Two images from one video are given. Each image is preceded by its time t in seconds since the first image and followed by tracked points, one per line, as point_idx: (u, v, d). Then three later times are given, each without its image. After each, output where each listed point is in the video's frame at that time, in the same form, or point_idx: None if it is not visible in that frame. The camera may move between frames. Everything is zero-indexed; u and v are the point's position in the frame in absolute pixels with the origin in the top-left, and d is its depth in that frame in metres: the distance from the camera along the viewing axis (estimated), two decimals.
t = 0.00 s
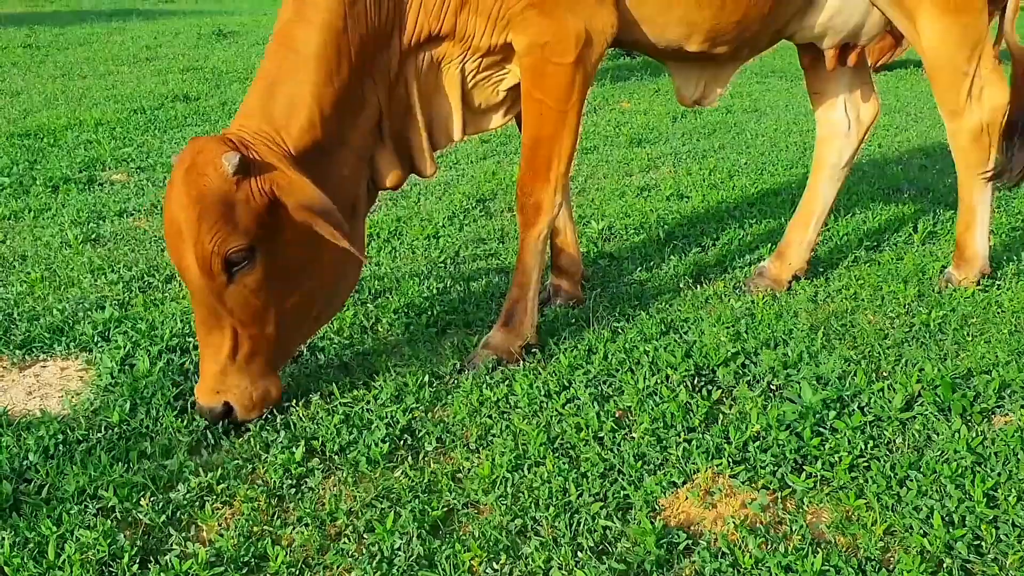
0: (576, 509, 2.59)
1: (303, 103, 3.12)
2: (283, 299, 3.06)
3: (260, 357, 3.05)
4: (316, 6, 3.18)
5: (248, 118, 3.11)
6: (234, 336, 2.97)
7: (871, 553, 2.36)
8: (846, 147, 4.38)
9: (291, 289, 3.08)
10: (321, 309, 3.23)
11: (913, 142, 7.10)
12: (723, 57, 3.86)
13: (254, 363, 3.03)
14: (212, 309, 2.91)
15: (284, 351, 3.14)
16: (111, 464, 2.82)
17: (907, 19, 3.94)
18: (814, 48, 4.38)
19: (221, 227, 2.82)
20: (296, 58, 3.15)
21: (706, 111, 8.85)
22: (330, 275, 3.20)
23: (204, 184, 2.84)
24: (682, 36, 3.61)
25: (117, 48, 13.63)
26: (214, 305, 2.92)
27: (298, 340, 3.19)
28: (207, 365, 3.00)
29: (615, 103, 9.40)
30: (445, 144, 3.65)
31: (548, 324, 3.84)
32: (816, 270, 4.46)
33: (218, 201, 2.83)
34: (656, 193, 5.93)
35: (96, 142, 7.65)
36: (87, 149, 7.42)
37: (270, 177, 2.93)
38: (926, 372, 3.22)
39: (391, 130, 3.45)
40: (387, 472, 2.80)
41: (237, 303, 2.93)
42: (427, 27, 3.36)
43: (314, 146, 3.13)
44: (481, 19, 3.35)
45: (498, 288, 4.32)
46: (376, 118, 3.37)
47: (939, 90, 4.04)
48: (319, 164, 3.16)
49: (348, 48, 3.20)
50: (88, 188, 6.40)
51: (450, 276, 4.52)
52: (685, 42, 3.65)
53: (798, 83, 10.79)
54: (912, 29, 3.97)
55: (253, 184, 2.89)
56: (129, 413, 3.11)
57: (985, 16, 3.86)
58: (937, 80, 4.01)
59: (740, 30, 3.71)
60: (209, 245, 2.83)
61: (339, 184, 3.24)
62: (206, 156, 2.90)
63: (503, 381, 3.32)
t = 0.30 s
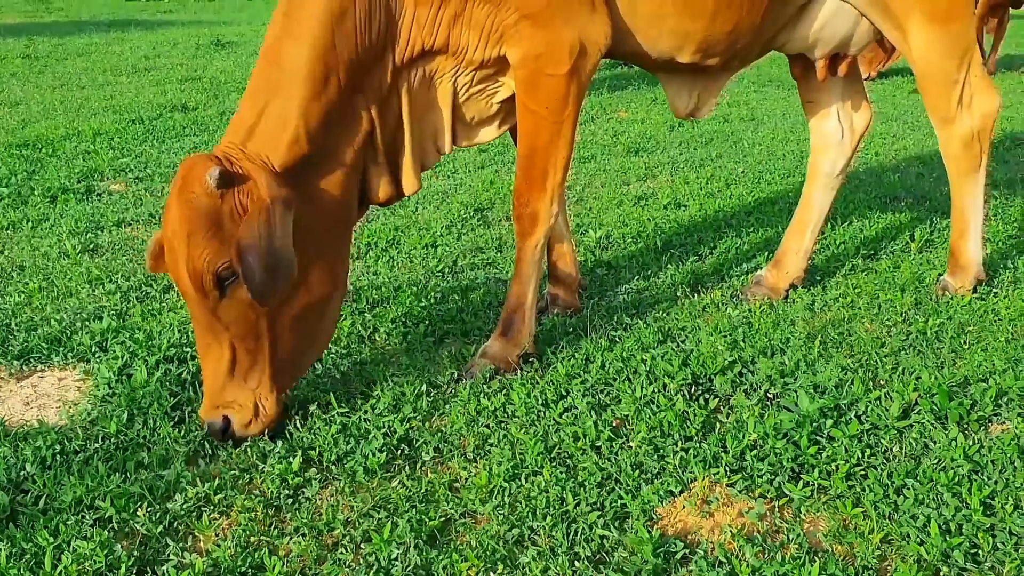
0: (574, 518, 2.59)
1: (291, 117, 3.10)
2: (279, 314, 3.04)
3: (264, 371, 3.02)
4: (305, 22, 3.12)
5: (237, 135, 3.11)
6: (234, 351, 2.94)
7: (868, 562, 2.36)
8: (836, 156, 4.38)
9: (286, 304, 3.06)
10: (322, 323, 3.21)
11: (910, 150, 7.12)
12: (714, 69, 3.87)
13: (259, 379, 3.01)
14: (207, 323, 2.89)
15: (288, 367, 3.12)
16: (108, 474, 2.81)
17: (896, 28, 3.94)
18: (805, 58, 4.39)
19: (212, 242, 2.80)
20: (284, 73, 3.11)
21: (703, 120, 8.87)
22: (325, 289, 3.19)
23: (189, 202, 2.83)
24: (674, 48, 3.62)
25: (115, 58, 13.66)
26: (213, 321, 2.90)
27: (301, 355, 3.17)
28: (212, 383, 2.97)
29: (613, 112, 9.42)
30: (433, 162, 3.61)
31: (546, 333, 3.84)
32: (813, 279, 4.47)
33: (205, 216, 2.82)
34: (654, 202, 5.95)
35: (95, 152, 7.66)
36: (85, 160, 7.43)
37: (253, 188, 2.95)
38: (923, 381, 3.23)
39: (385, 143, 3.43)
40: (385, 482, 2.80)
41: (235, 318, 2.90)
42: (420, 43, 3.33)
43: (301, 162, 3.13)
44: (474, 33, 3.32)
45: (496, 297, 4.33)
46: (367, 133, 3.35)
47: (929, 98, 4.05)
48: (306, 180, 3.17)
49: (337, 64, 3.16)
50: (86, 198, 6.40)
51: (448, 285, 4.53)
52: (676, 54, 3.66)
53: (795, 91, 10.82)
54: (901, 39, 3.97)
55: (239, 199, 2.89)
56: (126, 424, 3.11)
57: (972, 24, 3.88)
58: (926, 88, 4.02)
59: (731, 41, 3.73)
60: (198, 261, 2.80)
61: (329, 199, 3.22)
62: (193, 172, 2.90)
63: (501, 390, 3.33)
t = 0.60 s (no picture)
0: (573, 525, 2.59)
1: (273, 118, 3.12)
2: (240, 315, 3.06)
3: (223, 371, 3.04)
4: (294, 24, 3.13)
5: (216, 130, 3.15)
6: (190, 346, 2.99)
7: (867, 567, 2.36)
8: (834, 163, 4.38)
9: (248, 306, 3.07)
10: (285, 327, 3.23)
11: (909, 156, 7.12)
12: (710, 74, 3.88)
13: (213, 377, 3.03)
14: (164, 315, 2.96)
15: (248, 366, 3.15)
16: (106, 481, 2.81)
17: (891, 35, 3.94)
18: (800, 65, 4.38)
19: (161, 236, 2.86)
20: (268, 73, 3.13)
21: (702, 126, 8.89)
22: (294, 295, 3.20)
23: (149, 193, 2.91)
24: (671, 51, 3.62)
25: (115, 65, 13.69)
26: (167, 313, 2.97)
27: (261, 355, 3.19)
28: (169, 374, 3.03)
29: (612, 118, 9.44)
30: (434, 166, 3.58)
31: (545, 339, 3.84)
32: (811, 284, 4.47)
33: (162, 213, 2.88)
34: (653, 207, 5.95)
35: (94, 160, 7.67)
36: (85, 167, 7.44)
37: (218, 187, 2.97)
38: (922, 386, 3.23)
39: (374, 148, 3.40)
40: (383, 489, 2.80)
41: (185, 313, 2.95)
42: (417, 49, 3.31)
43: (276, 166, 3.14)
44: (473, 39, 3.31)
45: (494, 303, 4.33)
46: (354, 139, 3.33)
47: (922, 102, 4.07)
48: (280, 183, 3.18)
49: (326, 68, 3.15)
50: (86, 205, 6.41)
51: (447, 291, 4.53)
52: (673, 59, 3.66)
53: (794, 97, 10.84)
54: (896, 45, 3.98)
55: (196, 198, 2.92)
56: (124, 431, 3.11)
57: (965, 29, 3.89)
58: (920, 93, 4.04)
59: (727, 46, 3.73)
60: (149, 255, 2.87)
61: (304, 203, 3.23)
62: (159, 165, 2.96)
63: (499, 396, 3.33)
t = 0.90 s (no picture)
0: (576, 529, 2.58)
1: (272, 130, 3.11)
2: (237, 326, 3.06)
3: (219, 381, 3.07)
4: (288, 32, 3.12)
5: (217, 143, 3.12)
6: (189, 358, 3.01)
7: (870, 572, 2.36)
8: (830, 167, 4.39)
9: (246, 317, 3.07)
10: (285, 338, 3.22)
11: (910, 160, 7.13)
12: (711, 80, 3.88)
13: (209, 388, 3.05)
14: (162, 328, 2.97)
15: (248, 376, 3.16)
16: (110, 486, 2.81)
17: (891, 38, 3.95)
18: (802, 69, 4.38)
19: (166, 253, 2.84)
20: (265, 83, 3.12)
21: (703, 131, 8.89)
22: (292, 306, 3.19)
23: (155, 208, 2.88)
24: (671, 57, 3.63)
25: (117, 72, 13.71)
26: (167, 326, 2.98)
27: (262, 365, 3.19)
28: (165, 383, 3.07)
29: (613, 123, 9.45)
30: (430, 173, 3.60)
31: (547, 343, 3.85)
32: (814, 288, 4.47)
33: (167, 229, 2.86)
34: (654, 212, 5.96)
35: (97, 166, 7.68)
36: (87, 173, 7.45)
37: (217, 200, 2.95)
38: (925, 390, 3.23)
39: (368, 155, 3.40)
40: (387, 493, 2.80)
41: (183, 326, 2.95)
42: (411, 54, 3.31)
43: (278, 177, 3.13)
44: (468, 44, 3.30)
45: (497, 308, 4.33)
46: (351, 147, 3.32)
47: (921, 105, 4.07)
48: (281, 193, 3.17)
49: (318, 76, 3.15)
50: (88, 211, 6.42)
51: (449, 296, 4.54)
52: (673, 64, 3.67)
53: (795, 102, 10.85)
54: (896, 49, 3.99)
55: (201, 212, 2.90)
56: (128, 436, 3.11)
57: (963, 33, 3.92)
58: (919, 96, 4.04)
59: (728, 52, 3.73)
60: (154, 269, 2.85)
61: (304, 213, 3.21)
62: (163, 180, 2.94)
63: (502, 401, 3.33)
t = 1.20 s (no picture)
0: (575, 537, 2.59)
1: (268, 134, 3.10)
2: (231, 333, 3.03)
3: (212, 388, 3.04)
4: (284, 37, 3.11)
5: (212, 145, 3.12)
6: (178, 365, 2.97)
7: None
8: (829, 173, 4.40)
9: (240, 324, 3.04)
10: (277, 343, 3.20)
11: (910, 167, 7.13)
12: (705, 88, 3.88)
13: (201, 397, 3.02)
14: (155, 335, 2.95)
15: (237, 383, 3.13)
16: (109, 494, 2.82)
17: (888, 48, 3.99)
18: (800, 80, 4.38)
19: (158, 253, 2.85)
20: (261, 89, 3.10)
21: (704, 138, 8.91)
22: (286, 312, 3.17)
23: (145, 211, 2.89)
24: (664, 65, 3.64)
25: (119, 79, 13.75)
26: (157, 333, 2.95)
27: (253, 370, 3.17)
28: (155, 393, 3.03)
29: (614, 130, 9.46)
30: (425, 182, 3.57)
31: (547, 350, 3.85)
32: (814, 296, 4.47)
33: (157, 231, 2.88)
34: (655, 219, 5.96)
35: (98, 173, 7.70)
36: (89, 180, 7.47)
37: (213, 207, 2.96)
38: (924, 398, 3.23)
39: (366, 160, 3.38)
40: (386, 501, 2.80)
41: (174, 332, 2.93)
42: (405, 59, 3.30)
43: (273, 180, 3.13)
44: (463, 50, 3.31)
45: (497, 315, 4.34)
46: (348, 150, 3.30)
47: (918, 113, 4.08)
48: (278, 196, 3.17)
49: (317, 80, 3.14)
50: (89, 218, 6.44)
51: (449, 303, 4.54)
52: (667, 72, 3.68)
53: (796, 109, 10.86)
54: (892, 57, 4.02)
55: (195, 214, 2.92)
56: (127, 444, 3.12)
57: (957, 43, 3.95)
58: (915, 105, 4.06)
59: (722, 60, 3.74)
60: (145, 272, 2.85)
61: (296, 217, 3.21)
62: (156, 182, 2.94)
63: (502, 409, 3.33)
